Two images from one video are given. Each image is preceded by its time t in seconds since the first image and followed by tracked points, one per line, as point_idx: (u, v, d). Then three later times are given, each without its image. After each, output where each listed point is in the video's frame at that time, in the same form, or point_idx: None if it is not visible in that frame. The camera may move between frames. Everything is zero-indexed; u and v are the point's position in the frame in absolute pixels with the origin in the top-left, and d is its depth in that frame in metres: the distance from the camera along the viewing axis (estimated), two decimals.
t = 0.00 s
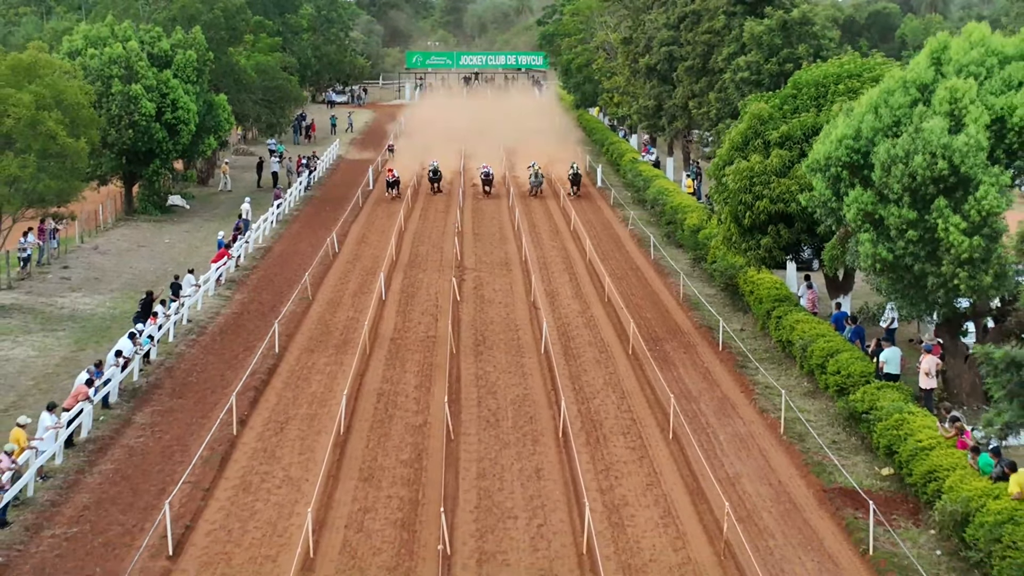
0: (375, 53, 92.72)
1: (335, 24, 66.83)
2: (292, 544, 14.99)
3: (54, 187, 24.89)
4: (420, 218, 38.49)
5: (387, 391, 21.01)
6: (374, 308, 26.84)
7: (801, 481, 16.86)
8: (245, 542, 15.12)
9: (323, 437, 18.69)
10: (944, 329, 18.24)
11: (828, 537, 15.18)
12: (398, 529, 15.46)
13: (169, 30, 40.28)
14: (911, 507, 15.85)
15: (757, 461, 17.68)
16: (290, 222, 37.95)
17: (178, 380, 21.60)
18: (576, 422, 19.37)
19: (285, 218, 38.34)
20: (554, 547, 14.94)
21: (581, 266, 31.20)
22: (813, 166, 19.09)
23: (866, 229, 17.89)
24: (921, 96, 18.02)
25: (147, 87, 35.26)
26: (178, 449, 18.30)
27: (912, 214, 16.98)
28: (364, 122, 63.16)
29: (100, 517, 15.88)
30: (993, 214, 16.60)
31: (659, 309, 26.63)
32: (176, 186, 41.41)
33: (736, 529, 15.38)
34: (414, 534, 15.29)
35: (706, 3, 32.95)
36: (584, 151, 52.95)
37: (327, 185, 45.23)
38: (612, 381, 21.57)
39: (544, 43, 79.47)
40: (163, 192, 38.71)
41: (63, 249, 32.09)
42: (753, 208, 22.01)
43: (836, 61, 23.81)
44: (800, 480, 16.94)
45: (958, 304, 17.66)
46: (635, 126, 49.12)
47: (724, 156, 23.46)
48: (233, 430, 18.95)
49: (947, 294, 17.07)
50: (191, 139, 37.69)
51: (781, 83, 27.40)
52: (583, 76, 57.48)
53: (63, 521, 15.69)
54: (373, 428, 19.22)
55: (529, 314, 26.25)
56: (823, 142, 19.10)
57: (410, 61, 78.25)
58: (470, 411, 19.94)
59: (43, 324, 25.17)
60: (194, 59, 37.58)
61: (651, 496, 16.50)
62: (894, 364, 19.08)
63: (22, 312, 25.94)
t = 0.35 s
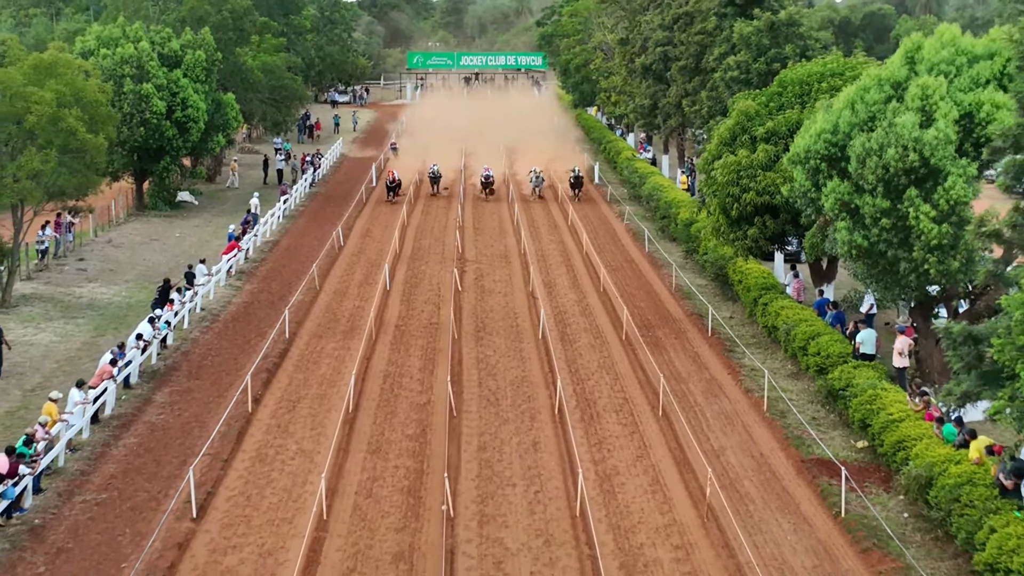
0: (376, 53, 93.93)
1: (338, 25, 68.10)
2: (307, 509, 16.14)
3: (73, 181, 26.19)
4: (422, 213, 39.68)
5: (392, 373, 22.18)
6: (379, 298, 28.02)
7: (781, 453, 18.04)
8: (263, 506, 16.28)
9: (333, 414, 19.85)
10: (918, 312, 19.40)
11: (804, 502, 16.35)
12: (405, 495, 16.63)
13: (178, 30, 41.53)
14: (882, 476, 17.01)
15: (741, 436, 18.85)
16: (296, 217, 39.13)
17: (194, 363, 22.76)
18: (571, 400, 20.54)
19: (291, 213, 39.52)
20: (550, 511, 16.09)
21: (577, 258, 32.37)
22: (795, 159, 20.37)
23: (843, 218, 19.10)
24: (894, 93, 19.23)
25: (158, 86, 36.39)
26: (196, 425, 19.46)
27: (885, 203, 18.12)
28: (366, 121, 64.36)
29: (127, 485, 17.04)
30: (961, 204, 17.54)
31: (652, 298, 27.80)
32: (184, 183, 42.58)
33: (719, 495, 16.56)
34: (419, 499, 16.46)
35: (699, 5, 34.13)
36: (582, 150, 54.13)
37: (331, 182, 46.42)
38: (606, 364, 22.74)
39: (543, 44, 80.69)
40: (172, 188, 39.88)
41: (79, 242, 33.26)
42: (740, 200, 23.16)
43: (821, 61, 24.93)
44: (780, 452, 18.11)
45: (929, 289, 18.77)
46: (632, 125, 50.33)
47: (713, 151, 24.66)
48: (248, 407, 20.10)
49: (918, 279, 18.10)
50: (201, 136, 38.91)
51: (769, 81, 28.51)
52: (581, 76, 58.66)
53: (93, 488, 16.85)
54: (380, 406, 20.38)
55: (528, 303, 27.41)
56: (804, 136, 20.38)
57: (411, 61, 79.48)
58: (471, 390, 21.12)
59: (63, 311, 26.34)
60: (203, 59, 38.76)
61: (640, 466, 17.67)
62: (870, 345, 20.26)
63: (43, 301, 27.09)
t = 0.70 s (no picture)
0: (378, 53, 95.06)
1: (341, 25, 69.17)
2: (318, 479, 17.19)
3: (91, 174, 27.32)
4: (424, 209, 40.75)
5: (397, 357, 23.22)
6: (383, 288, 29.07)
7: (765, 429, 19.08)
8: (277, 477, 17.32)
9: (341, 395, 20.89)
10: (897, 296, 20.57)
11: (785, 472, 17.40)
12: (410, 466, 17.68)
13: (186, 31, 42.66)
14: (859, 449, 18.06)
15: (728, 414, 19.90)
16: (301, 212, 40.20)
17: (207, 348, 23.82)
18: (567, 382, 21.58)
19: (296, 209, 40.58)
20: (546, 481, 17.13)
21: (575, 251, 33.42)
22: (780, 152, 21.48)
23: (825, 207, 20.14)
24: (873, 90, 20.27)
25: (167, 84, 37.42)
26: (211, 404, 20.51)
27: (863, 192, 19.17)
28: (369, 120, 65.40)
29: (148, 458, 18.10)
30: (935, 193, 18.50)
31: (646, 288, 28.85)
32: (192, 179, 43.62)
33: (705, 466, 17.61)
34: (424, 471, 17.51)
35: (693, 6, 35.19)
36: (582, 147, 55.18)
37: (335, 178, 47.47)
38: (601, 349, 23.79)
39: (543, 44, 81.83)
40: (180, 184, 40.94)
41: (91, 236, 34.32)
42: (729, 192, 24.20)
43: (808, 59, 25.93)
44: (764, 428, 19.16)
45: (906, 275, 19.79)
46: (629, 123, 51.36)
47: (704, 146, 25.72)
48: (260, 388, 21.15)
49: (895, 265, 19.12)
50: (209, 134, 40.00)
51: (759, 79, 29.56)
52: (579, 75, 59.70)
53: (117, 461, 17.91)
54: (386, 387, 21.41)
55: (527, 293, 28.46)
56: (789, 130, 21.50)
57: (412, 61, 80.57)
58: (472, 373, 22.15)
59: (80, 300, 27.41)
60: (211, 59, 39.84)
61: (632, 441, 18.72)
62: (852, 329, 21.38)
63: (60, 291, 28.14)
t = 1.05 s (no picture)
0: (380, 53, 96.31)
1: (344, 25, 70.39)
2: (330, 448, 18.40)
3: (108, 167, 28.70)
4: (427, 203, 41.96)
5: (401, 339, 24.42)
6: (388, 277, 30.28)
7: (749, 404, 20.30)
8: (291, 447, 18.52)
9: (349, 373, 22.11)
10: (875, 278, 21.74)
11: (767, 442, 18.59)
12: (416, 437, 18.89)
13: (194, 30, 43.91)
14: (837, 422, 19.23)
15: (714, 390, 21.12)
16: (307, 206, 41.40)
17: (221, 332, 25.02)
18: (564, 362, 22.79)
19: (302, 203, 41.78)
20: (543, 450, 18.34)
21: (572, 243, 34.63)
22: (765, 145, 22.70)
23: (806, 196, 21.30)
24: (852, 85, 21.47)
25: (178, 82, 38.59)
26: (227, 382, 21.72)
27: (842, 181, 20.33)
28: (371, 118, 66.65)
29: (170, 430, 19.28)
30: (910, 182, 19.47)
31: (640, 277, 30.05)
32: (200, 175, 44.81)
33: (692, 437, 18.82)
34: (428, 441, 18.70)
35: (687, 6, 36.38)
36: (580, 144, 56.37)
37: (339, 174, 48.68)
38: (596, 332, 24.99)
39: (542, 44, 83.15)
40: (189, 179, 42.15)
41: (105, 228, 35.52)
42: (719, 184, 25.40)
43: (795, 56, 27.00)
44: (749, 403, 20.37)
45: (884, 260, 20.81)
46: (626, 121, 52.55)
47: (695, 140, 26.95)
48: (273, 367, 22.36)
49: (872, 250, 20.17)
50: (217, 130, 41.22)
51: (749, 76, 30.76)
52: (578, 74, 60.90)
53: (141, 432, 19.11)
54: (392, 367, 22.60)
55: (526, 281, 29.66)
56: (774, 124, 22.71)
57: (414, 61, 81.88)
58: (474, 354, 23.36)
59: (98, 288, 28.61)
60: (219, 57, 40.98)
61: (624, 415, 19.89)
62: (833, 312, 22.61)
63: (78, 279, 29.34)
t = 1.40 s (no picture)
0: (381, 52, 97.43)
1: (347, 24, 71.50)
2: (340, 423, 19.49)
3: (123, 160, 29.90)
4: (428, 198, 43.06)
5: (405, 325, 25.52)
6: (392, 267, 31.38)
7: (736, 383, 21.41)
8: (303, 422, 19.61)
9: (356, 356, 23.21)
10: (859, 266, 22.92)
11: (751, 418, 19.68)
12: (420, 414, 19.97)
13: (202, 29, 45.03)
14: (818, 399, 20.32)
15: (704, 371, 22.21)
16: (312, 201, 42.49)
17: (232, 318, 26.11)
18: (561, 346, 23.88)
19: (307, 198, 42.88)
20: (540, 424, 19.43)
21: (570, 236, 35.73)
22: (753, 139, 23.81)
23: (791, 187, 22.38)
24: (835, 81, 22.51)
25: (186, 80, 39.70)
26: (240, 364, 22.80)
27: (825, 172, 21.38)
28: (373, 117, 67.74)
29: (187, 407, 20.39)
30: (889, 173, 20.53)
31: (635, 267, 31.15)
32: (207, 171, 45.90)
33: (681, 413, 19.90)
34: (432, 417, 19.79)
35: (681, 6, 37.47)
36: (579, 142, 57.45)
37: (343, 170, 49.77)
38: (592, 319, 26.09)
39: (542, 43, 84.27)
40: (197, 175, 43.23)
41: (117, 221, 36.62)
42: (710, 176, 26.49)
43: (784, 54, 28.03)
44: (736, 382, 21.47)
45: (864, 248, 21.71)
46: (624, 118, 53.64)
47: (688, 135, 28.04)
48: (284, 351, 23.45)
49: (853, 238, 21.03)
50: (225, 127, 42.35)
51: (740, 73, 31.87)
52: (576, 72, 62.00)
53: (160, 409, 20.19)
54: (397, 351, 23.67)
55: (525, 272, 30.75)
56: (761, 118, 23.80)
57: (415, 61, 83.03)
58: (475, 339, 24.45)
59: (112, 278, 29.70)
60: (227, 56, 42.09)
61: (618, 394, 20.96)
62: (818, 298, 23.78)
63: (93, 269, 30.43)
